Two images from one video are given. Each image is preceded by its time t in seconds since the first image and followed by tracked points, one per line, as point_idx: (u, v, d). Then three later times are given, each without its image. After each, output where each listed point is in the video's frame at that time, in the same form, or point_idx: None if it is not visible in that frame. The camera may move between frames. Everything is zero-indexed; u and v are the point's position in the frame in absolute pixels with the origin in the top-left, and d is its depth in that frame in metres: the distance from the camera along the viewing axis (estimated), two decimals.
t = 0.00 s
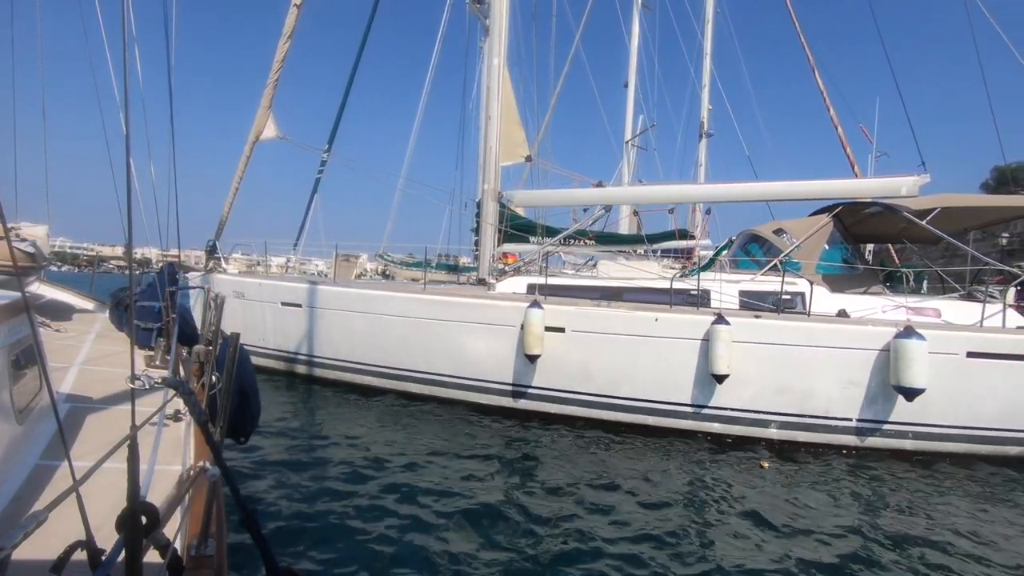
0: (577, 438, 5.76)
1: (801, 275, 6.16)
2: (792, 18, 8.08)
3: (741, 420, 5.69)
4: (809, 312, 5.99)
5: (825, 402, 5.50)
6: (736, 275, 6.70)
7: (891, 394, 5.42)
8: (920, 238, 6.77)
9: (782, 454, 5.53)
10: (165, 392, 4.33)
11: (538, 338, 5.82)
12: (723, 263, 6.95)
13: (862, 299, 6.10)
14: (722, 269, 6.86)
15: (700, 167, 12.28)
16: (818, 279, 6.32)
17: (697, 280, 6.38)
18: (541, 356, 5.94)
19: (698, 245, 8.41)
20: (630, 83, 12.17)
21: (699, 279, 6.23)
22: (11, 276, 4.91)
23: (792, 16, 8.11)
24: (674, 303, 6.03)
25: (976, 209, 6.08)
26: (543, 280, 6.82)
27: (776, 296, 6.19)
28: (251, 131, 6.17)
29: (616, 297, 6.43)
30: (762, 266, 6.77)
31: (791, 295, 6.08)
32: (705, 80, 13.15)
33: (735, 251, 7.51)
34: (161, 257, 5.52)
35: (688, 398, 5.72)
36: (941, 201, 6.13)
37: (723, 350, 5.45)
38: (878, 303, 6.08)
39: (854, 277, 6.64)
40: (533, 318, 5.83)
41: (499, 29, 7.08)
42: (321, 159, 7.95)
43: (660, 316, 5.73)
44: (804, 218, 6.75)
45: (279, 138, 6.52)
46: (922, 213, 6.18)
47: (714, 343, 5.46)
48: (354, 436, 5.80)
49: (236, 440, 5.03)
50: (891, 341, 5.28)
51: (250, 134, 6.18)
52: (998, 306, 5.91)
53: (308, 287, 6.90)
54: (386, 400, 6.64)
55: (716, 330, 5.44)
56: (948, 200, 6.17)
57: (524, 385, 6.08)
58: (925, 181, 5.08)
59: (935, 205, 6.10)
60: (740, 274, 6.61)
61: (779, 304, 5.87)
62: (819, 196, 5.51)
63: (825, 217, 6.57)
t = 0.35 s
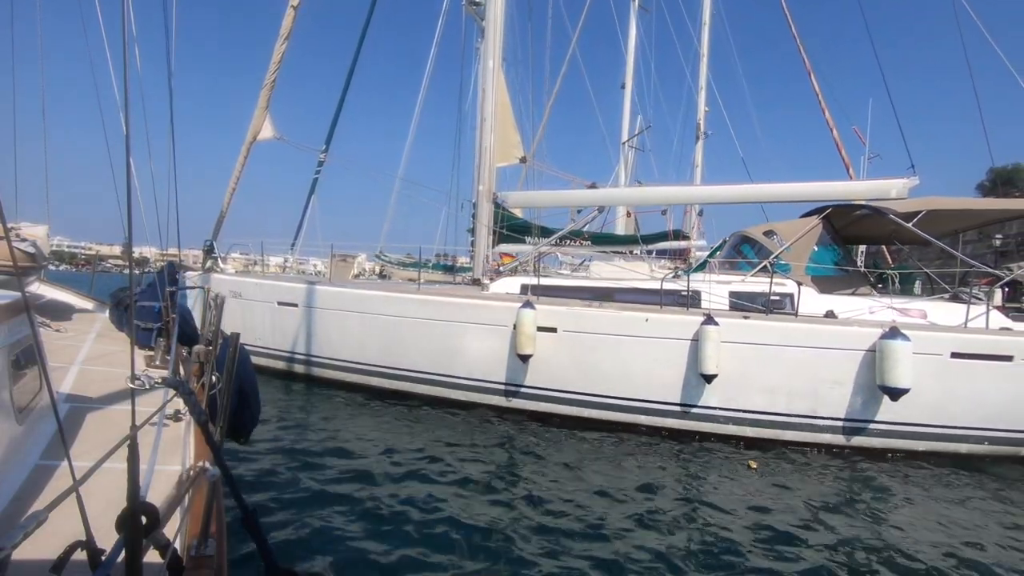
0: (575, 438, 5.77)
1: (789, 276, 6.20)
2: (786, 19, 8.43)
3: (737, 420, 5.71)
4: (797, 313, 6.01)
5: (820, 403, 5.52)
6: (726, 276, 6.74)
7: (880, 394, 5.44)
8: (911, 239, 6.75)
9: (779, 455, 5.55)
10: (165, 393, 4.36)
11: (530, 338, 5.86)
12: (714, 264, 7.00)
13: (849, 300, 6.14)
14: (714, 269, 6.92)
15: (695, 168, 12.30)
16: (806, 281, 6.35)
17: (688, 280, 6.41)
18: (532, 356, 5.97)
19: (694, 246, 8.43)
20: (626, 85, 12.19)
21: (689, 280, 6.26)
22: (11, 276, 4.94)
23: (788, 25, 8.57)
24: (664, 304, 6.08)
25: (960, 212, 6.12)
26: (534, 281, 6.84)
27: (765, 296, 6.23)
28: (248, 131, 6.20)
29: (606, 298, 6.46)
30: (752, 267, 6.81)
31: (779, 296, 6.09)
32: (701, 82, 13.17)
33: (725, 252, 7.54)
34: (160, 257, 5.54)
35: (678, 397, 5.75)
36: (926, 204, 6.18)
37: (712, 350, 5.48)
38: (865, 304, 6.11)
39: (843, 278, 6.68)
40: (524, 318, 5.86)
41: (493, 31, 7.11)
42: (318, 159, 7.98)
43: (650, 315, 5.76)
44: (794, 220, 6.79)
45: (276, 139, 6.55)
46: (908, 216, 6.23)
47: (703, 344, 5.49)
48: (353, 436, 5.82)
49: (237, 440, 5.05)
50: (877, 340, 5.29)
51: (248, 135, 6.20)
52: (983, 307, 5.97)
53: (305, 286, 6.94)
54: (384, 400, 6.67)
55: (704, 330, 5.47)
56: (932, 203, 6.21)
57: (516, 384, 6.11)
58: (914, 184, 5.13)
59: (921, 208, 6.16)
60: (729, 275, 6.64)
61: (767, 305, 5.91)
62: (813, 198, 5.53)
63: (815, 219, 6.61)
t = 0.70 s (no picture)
0: (573, 438, 5.79)
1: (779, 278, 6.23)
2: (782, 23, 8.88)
3: (734, 420, 5.72)
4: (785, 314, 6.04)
5: (816, 403, 5.54)
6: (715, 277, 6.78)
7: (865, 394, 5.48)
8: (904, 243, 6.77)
9: (777, 455, 5.57)
10: (165, 393, 4.38)
11: (522, 338, 5.90)
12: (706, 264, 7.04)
13: (839, 302, 6.16)
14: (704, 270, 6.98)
15: (692, 169, 12.33)
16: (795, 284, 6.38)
17: (680, 281, 6.44)
18: (525, 356, 6.00)
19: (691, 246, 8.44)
20: (623, 85, 12.21)
21: (679, 280, 6.29)
22: (11, 276, 4.96)
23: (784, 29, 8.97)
24: (655, 305, 6.13)
25: (949, 215, 6.16)
26: (528, 281, 6.86)
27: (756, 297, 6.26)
28: (246, 132, 6.22)
29: (599, 298, 6.48)
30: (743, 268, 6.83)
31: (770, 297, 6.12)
32: (698, 83, 13.18)
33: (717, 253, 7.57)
34: (159, 257, 5.57)
35: (667, 396, 5.77)
36: (915, 207, 6.21)
37: (699, 350, 5.51)
38: (854, 305, 6.13)
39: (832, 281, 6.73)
40: (517, 319, 5.90)
41: (489, 32, 7.13)
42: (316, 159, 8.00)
43: (641, 316, 5.78)
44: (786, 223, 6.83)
45: (273, 139, 6.57)
46: (895, 219, 6.27)
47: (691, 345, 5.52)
48: (351, 436, 5.83)
49: (237, 440, 5.07)
50: (864, 342, 5.31)
51: (245, 135, 6.22)
52: (968, 309, 6.02)
53: (302, 286, 6.97)
54: (382, 399, 6.68)
55: (693, 331, 5.50)
56: (921, 206, 6.25)
57: (508, 384, 6.14)
58: (903, 187, 5.14)
59: (908, 212, 6.19)
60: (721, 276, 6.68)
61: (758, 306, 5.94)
62: (808, 199, 5.55)
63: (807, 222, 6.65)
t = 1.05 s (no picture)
0: (570, 438, 5.81)
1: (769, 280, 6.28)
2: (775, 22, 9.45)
3: (731, 421, 5.74)
4: (776, 316, 6.09)
5: (811, 404, 5.56)
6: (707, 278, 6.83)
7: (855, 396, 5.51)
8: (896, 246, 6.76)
9: (774, 455, 5.59)
10: (166, 393, 4.40)
11: (516, 338, 5.91)
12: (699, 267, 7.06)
13: (828, 304, 6.21)
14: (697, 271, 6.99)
15: (688, 170, 12.36)
16: (785, 286, 6.43)
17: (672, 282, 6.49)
18: (518, 356, 6.02)
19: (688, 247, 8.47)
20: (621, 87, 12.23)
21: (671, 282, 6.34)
22: (11, 276, 4.98)
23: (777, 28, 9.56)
24: (647, 306, 6.16)
25: (935, 218, 6.23)
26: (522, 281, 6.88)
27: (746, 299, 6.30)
28: (244, 132, 6.25)
29: (592, 299, 6.51)
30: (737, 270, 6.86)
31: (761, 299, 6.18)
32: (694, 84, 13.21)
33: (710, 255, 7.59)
34: (159, 257, 5.59)
35: (659, 396, 5.79)
36: (900, 211, 6.27)
37: (688, 351, 5.54)
38: (843, 307, 6.18)
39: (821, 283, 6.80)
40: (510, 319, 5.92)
41: (486, 34, 7.16)
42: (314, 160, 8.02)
43: (633, 317, 5.80)
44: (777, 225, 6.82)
45: (272, 140, 6.59)
46: (882, 222, 6.33)
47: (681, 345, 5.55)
48: (348, 436, 5.85)
49: (237, 440, 5.09)
50: (852, 343, 5.34)
51: (243, 136, 6.25)
52: (954, 312, 6.07)
53: (299, 286, 7.00)
54: (379, 399, 6.71)
55: (683, 332, 5.53)
56: (907, 210, 6.33)
57: (501, 383, 6.17)
58: (894, 190, 5.17)
59: (894, 216, 6.25)
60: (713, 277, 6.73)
61: (749, 307, 5.98)
62: (803, 201, 5.57)
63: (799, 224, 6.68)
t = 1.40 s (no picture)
0: (566, 439, 5.83)
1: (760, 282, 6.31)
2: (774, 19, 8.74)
3: (726, 422, 5.76)
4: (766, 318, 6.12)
5: (806, 405, 5.58)
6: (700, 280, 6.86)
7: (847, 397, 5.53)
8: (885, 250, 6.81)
9: (770, 457, 5.60)
10: (166, 393, 4.43)
11: (510, 338, 5.95)
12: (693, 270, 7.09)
13: (819, 305, 6.24)
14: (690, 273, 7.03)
15: (684, 173, 12.38)
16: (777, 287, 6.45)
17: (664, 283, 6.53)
18: (512, 356, 6.05)
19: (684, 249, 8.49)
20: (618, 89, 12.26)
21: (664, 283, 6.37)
22: (11, 275, 5.01)
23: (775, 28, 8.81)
24: (640, 307, 6.18)
25: (926, 221, 6.25)
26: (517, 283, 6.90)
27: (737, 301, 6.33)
28: (243, 134, 6.27)
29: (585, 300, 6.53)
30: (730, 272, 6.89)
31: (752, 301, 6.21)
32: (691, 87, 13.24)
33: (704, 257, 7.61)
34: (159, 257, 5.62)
35: (653, 396, 5.81)
36: (889, 214, 6.30)
37: (680, 351, 5.56)
38: (833, 309, 6.19)
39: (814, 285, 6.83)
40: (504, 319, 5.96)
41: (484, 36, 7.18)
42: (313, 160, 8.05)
43: (626, 318, 5.83)
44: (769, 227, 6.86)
45: (270, 141, 6.61)
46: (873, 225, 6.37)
47: (673, 345, 5.58)
48: (345, 436, 5.87)
49: (237, 439, 5.12)
50: (842, 344, 5.37)
51: (242, 137, 6.27)
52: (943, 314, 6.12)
53: (296, 286, 7.02)
54: (375, 399, 6.73)
55: (675, 333, 5.55)
56: (897, 213, 6.35)
57: (496, 384, 6.19)
58: (886, 193, 5.20)
59: (884, 218, 6.28)
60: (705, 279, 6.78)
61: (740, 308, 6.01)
62: (798, 203, 5.59)
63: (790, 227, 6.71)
